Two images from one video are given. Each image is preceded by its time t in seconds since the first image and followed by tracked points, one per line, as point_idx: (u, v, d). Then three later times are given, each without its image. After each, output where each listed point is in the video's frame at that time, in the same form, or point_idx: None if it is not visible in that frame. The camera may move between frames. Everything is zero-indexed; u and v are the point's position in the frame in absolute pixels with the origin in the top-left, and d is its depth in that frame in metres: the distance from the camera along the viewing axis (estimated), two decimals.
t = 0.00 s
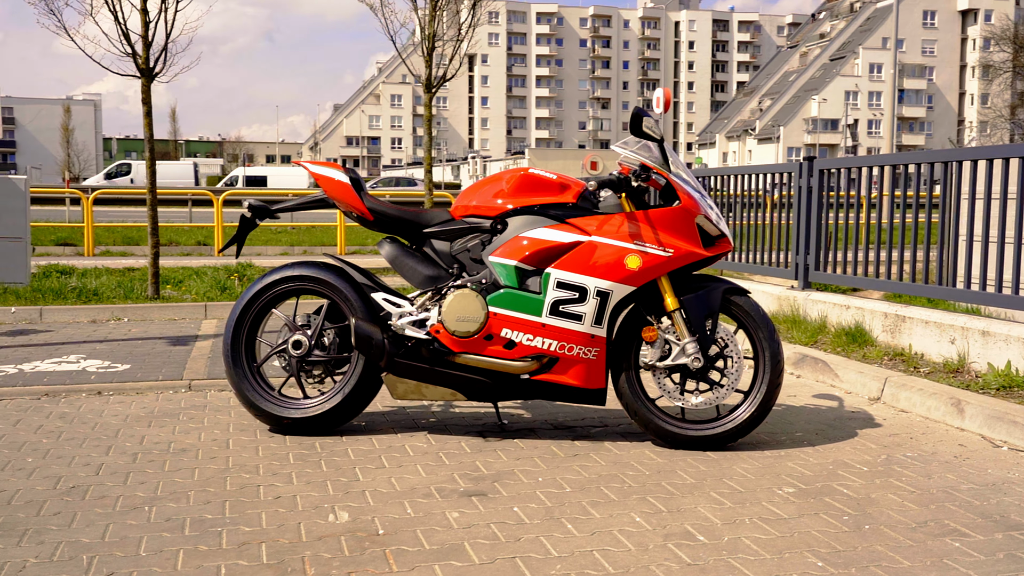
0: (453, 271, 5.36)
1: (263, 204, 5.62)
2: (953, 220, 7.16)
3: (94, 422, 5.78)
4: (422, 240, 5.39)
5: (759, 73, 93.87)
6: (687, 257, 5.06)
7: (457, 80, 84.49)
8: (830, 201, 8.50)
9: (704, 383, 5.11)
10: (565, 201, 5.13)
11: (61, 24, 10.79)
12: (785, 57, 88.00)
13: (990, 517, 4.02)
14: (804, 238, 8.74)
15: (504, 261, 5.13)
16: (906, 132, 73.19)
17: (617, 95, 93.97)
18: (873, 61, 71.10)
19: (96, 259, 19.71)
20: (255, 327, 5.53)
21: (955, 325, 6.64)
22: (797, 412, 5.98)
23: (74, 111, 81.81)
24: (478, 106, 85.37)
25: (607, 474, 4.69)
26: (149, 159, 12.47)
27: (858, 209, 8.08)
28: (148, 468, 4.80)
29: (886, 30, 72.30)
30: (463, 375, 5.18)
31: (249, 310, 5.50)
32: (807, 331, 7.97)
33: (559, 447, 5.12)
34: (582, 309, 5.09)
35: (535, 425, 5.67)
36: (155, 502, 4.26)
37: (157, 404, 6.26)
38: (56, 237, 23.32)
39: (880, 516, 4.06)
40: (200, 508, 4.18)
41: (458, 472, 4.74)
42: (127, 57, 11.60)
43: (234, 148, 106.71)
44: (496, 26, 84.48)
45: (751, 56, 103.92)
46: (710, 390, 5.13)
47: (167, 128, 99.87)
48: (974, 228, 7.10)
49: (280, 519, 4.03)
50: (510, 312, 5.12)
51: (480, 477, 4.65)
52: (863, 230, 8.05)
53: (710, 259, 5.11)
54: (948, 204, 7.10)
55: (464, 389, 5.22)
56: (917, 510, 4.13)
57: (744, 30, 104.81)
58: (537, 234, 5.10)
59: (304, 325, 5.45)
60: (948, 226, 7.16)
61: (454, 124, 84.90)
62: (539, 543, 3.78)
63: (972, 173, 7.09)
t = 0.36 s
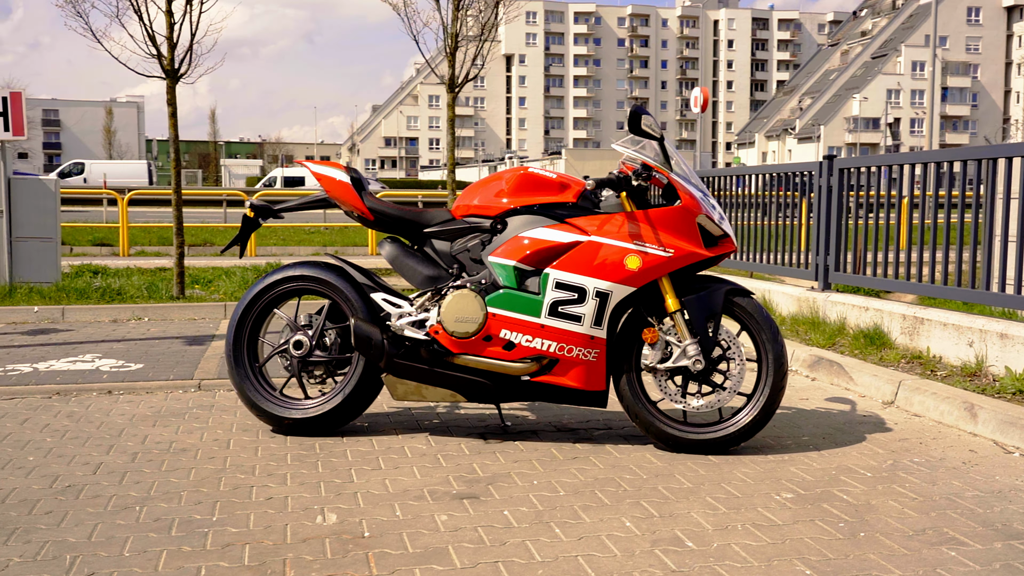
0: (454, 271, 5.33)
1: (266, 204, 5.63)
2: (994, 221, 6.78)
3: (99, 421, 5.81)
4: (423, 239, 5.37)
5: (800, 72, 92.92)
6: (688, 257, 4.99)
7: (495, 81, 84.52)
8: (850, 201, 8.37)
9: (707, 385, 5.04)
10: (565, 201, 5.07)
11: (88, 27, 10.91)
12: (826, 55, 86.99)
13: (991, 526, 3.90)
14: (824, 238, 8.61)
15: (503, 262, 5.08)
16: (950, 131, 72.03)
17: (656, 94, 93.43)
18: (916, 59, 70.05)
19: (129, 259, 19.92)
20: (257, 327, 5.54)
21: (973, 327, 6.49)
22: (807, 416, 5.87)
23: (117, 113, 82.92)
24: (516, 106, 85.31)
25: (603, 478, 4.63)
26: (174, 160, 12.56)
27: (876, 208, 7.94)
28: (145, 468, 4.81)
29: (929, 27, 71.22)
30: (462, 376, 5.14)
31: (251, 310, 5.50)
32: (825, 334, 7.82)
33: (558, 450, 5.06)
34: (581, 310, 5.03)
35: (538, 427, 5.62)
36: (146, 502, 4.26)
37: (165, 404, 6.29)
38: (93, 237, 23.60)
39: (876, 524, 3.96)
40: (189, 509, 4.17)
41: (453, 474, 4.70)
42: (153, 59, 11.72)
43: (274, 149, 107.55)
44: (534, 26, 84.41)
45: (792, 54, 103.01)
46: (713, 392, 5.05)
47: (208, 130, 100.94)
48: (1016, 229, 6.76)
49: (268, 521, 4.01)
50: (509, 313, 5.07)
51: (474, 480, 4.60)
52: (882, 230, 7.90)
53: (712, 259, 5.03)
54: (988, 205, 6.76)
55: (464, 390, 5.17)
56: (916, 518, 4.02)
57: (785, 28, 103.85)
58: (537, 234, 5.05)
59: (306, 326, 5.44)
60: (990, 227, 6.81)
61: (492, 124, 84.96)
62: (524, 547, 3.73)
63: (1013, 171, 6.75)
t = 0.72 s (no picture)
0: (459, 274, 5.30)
1: (274, 205, 5.65)
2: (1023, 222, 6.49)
3: (112, 421, 5.86)
4: (429, 242, 5.36)
5: (847, 70, 91.72)
6: (694, 260, 4.91)
7: (538, 81, 84.46)
8: (877, 201, 8.22)
9: (714, 389, 4.96)
10: (570, 202, 5.02)
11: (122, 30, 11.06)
12: (874, 53, 85.77)
13: (997, 537, 3.78)
14: (850, 240, 8.47)
15: (507, 264, 5.06)
16: (1002, 129, 70.63)
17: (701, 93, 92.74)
18: (967, 56, 68.79)
19: (169, 259, 20.16)
20: (266, 328, 5.55)
21: (998, 331, 6.33)
22: (822, 421, 5.75)
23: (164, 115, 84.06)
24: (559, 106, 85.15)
25: (605, 483, 4.57)
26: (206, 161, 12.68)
27: (901, 209, 7.80)
28: (149, 468, 4.83)
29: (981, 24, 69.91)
30: (467, 379, 5.11)
31: (259, 312, 5.52)
32: (850, 336, 7.66)
33: (562, 454, 5.00)
34: (585, 313, 4.98)
35: (546, 430, 5.56)
36: (145, 503, 4.28)
37: (179, 404, 6.32)
38: (134, 238, 23.93)
39: (878, 533, 3.86)
40: (185, 510, 4.18)
41: (454, 478, 4.66)
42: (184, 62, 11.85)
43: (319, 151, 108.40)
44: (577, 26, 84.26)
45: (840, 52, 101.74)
46: (721, 396, 4.97)
47: (254, 130, 101.92)
48: None
49: (262, 523, 4.01)
50: (513, 315, 5.04)
51: (474, 484, 4.57)
52: (906, 231, 7.75)
53: (719, 262, 4.96)
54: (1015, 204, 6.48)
55: (469, 393, 5.14)
56: (920, 528, 3.91)
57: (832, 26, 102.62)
58: (541, 236, 5.00)
59: (313, 327, 5.44)
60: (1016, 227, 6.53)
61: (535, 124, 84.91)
62: (514, 553, 3.69)
63: None
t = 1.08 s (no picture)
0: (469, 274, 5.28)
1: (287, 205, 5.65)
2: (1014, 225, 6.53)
3: (128, 418, 5.91)
4: (440, 242, 5.33)
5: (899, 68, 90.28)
6: (704, 260, 4.83)
7: (583, 80, 84.24)
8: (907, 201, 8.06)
9: (724, 392, 4.87)
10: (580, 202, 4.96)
11: (157, 32, 11.17)
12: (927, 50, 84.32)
13: (1006, 547, 3.66)
14: (880, 240, 8.31)
15: (516, 264, 5.01)
16: None
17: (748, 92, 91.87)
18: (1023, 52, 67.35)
19: (210, 259, 20.38)
20: (278, 327, 5.56)
21: None
22: (840, 424, 5.63)
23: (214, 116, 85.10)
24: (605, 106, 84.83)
25: (609, 486, 4.50)
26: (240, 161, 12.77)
27: (931, 208, 7.63)
28: (156, 467, 4.85)
29: None
30: (475, 379, 5.07)
31: (271, 310, 5.52)
32: (878, 338, 7.50)
33: (569, 457, 4.94)
34: (593, 314, 4.92)
35: (557, 432, 5.51)
36: (147, 501, 4.29)
37: (196, 402, 6.36)
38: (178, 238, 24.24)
39: (883, 541, 3.75)
40: (185, 509, 4.19)
41: (457, 479, 4.63)
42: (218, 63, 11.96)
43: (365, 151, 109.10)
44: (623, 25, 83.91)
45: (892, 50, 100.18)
46: (732, 399, 4.87)
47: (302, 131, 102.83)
48: None
49: (259, 523, 4.00)
50: (521, 316, 5.00)
51: (476, 486, 4.52)
52: (936, 231, 7.58)
53: (730, 262, 4.86)
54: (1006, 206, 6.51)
55: (478, 394, 5.10)
56: (927, 536, 3.80)
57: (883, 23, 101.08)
58: (550, 236, 4.94)
59: (324, 327, 5.43)
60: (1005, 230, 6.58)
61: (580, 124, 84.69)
62: (507, 557, 3.64)
63: None
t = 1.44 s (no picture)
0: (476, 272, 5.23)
1: (298, 204, 5.65)
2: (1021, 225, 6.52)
3: (141, 415, 5.95)
4: (448, 239, 5.30)
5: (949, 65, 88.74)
6: (713, 259, 4.73)
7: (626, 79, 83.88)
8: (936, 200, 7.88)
9: (733, 393, 4.78)
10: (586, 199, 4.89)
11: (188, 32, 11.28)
12: (978, 47, 82.77)
13: (1013, 556, 3.54)
14: (909, 240, 8.15)
15: (522, 263, 4.96)
16: None
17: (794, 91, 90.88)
18: None
19: (247, 257, 20.54)
20: (287, 325, 5.55)
21: None
22: (857, 427, 5.51)
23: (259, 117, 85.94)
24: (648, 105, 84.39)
25: (611, 488, 4.43)
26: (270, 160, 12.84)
27: (959, 207, 7.45)
28: (161, 464, 4.86)
29: None
30: (481, 379, 5.03)
31: (281, 309, 5.52)
32: (904, 340, 7.34)
33: (574, 458, 4.88)
34: (599, 313, 4.84)
35: (566, 432, 5.45)
36: (146, 498, 4.31)
37: (211, 400, 6.39)
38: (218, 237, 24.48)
39: (884, 548, 3.65)
40: (182, 507, 4.18)
41: (459, 479, 4.58)
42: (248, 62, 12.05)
43: (408, 151, 109.58)
44: (667, 23, 83.41)
45: (942, 47, 98.59)
46: (740, 401, 4.78)
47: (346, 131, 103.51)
48: None
49: (253, 522, 3.99)
50: (527, 315, 4.95)
51: (476, 486, 4.48)
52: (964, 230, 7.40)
53: (740, 261, 4.77)
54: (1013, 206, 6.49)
55: (484, 394, 5.05)
56: (931, 543, 3.69)
57: (933, 20, 99.48)
58: (557, 234, 4.89)
59: (332, 325, 5.41)
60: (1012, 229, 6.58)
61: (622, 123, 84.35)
62: (497, 559, 3.59)
63: None
